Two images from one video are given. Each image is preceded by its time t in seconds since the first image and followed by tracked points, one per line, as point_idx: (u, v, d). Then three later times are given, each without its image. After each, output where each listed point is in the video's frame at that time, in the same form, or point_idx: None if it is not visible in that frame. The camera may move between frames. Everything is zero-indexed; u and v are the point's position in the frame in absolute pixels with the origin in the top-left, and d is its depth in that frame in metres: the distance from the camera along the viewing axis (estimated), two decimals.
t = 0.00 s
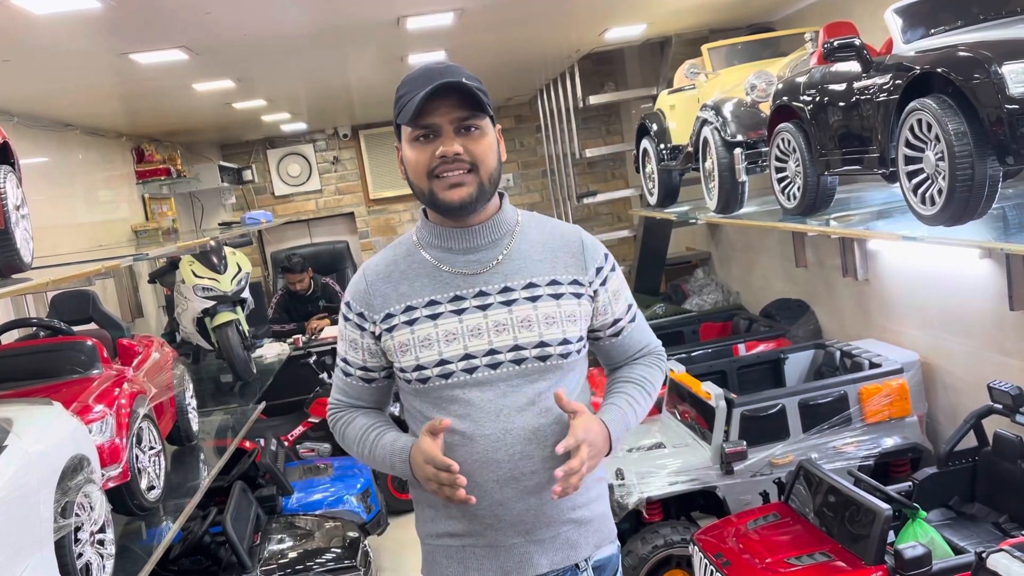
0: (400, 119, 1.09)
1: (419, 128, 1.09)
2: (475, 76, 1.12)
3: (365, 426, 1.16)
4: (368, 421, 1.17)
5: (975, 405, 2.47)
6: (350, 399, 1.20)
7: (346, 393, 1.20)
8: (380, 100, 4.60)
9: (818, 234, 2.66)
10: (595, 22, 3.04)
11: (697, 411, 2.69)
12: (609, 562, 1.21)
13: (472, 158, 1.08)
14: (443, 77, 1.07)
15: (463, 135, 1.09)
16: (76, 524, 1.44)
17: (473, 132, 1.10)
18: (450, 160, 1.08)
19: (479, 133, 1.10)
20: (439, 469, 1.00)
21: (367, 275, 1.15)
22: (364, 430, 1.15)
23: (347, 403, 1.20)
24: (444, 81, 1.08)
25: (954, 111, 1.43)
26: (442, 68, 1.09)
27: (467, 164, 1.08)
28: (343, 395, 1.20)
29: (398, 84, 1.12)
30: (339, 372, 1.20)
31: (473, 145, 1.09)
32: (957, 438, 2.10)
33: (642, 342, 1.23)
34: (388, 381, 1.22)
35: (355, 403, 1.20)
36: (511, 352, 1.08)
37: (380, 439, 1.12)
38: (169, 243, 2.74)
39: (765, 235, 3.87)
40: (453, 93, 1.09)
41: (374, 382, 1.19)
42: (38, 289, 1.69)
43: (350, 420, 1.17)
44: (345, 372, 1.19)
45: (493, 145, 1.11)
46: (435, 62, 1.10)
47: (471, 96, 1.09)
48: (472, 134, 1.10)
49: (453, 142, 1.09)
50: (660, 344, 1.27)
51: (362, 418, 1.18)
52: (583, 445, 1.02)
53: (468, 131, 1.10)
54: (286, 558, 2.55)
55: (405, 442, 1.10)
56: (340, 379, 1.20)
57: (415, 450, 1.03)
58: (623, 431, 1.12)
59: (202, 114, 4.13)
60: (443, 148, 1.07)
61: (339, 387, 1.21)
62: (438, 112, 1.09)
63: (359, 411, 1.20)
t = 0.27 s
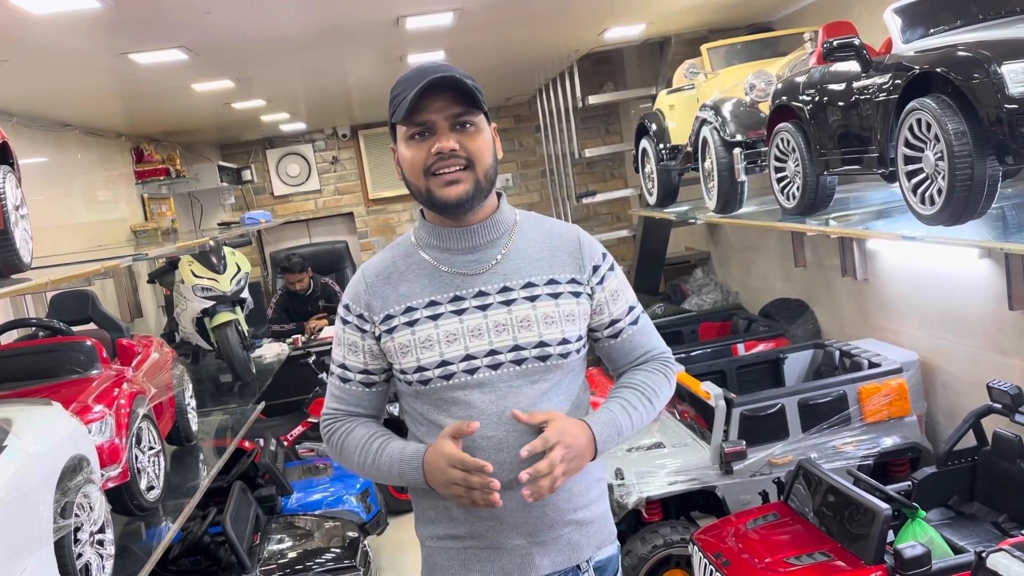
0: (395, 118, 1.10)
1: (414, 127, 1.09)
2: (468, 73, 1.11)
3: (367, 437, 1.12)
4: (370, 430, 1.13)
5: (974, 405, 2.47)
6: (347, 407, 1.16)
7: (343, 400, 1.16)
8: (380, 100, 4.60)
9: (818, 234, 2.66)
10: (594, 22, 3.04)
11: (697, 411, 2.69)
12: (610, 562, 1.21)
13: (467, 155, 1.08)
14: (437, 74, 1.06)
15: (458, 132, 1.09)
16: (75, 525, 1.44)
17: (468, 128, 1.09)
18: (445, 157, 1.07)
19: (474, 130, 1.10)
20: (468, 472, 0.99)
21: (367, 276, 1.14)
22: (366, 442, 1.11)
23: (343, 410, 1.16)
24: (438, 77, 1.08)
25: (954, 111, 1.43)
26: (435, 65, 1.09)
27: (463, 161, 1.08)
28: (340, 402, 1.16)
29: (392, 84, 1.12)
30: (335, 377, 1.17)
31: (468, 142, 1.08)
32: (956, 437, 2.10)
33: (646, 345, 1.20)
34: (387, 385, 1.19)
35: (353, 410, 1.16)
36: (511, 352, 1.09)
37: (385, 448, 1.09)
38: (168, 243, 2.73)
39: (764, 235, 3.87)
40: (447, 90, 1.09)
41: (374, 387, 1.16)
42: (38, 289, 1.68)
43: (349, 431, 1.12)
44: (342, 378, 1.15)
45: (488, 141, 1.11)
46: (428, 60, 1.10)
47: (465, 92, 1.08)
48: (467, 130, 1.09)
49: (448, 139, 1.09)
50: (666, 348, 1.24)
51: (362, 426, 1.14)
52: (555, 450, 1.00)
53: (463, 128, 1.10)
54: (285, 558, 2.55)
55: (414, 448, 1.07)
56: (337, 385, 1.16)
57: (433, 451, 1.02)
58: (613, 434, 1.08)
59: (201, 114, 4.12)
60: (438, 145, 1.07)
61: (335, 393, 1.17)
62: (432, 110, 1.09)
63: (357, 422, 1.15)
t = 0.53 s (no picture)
0: (391, 117, 1.08)
1: (410, 126, 1.08)
2: (466, 71, 1.10)
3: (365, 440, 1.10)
4: (365, 432, 1.12)
5: (974, 405, 2.47)
6: (339, 411, 1.14)
7: (338, 404, 1.14)
8: (379, 100, 4.60)
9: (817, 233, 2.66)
10: (594, 22, 3.04)
11: (697, 410, 2.69)
12: (611, 571, 1.20)
13: (464, 156, 1.07)
14: (433, 73, 1.05)
15: (455, 132, 1.08)
16: (76, 524, 1.44)
17: (466, 128, 1.08)
18: (442, 159, 1.06)
19: (472, 130, 1.08)
20: (478, 461, 0.99)
21: (362, 277, 1.13)
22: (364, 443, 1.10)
23: (338, 415, 1.14)
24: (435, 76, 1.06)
25: (954, 110, 1.43)
26: (433, 64, 1.07)
27: (460, 161, 1.06)
28: (335, 408, 1.14)
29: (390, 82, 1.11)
30: (330, 383, 1.15)
31: (465, 142, 1.07)
32: (956, 437, 2.10)
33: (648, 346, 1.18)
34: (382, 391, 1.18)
35: (348, 416, 1.15)
36: (511, 356, 1.08)
37: (383, 449, 1.08)
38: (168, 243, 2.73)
39: (764, 235, 3.87)
40: (444, 90, 1.07)
41: (370, 392, 1.15)
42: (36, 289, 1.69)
43: (344, 436, 1.11)
44: (338, 384, 1.14)
45: (487, 141, 1.09)
46: (426, 57, 1.09)
47: (462, 91, 1.07)
48: (465, 130, 1.08)
49: (445, 139, 1.07)
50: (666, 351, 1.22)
51: (358, 429, 1.13)
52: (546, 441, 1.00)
53: (460, 128, 1.08)
54: (285, 558, 2.55)
55: (414, 445, 1.07)
56: (332, 391, 1.14)
57: (439, 443, 1.01)
58: (606, 429, 1.07)
59: (200, 114, 4.12)
60: (435, 146, 1.06)
61: (330, 400, 1.15)
62: (429, 109, 1.07)
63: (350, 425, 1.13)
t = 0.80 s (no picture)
0: (391, 115, 1.03)
1: (409, 128, 1.03)
2: (475, 79, 1.04)
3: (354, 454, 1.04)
4: (354, 447, 1.06)
5: (973, 405, 2.47)
6: (325, 425, 1.08)
7: (324, 418, 1.08)
8: (379, 101, 4.61)
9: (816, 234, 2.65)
10: (592, 23, 3.04)
11: (696, 411, 2.69)
12: None
13: (461, 168, 1.02)
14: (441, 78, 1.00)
15: (455, 141, 1.03)
16: (74, 526, 1.44)
17: (467, 139, 1.03)
18: (438, 169, 1.01)
19: (473, 141, 1.03)
20: (474, 473, 0.94)
21: (349, 284, 1.08)
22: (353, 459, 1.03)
23: (324, 430, 1.08)
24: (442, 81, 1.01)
25: (953, 111, 1.43)
26: (443, 66, 1.02)
27: (455, 173, 1.02)
28: (322, 423, 1.08)
29: (392, 77, 1.05)
30: (316, 396, 1.09)
31: (464, 154, 1.02)
32: (955, 437, 2.10)
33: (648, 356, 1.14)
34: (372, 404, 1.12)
35: (335, 430, 1.08)
36: (506, 367, 1.03)
37: (375, 463, 1.03)
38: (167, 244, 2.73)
39: (763, 235, 3.87)
40: (450, 95, 1.02)
41: (360, 405, 1.09)
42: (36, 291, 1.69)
43: (330, 453, 1.04)
44: (324, 398, 1.08)
45: (487, 154, 1.05)
46: (436, 57, 1.03)
47: (467, 100, 1.02)
48: (465, 141, 1.03)
49: (444, 147, 1.02)
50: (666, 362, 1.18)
51: (348, 443, 1.06)
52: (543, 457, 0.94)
53: (461, 137, 1.03)
54: (285, 558, 2.55)
55: (404, 461, 1.02)
56: (317, 404, 1.08)
57: (433, 456, 0.96)
58: (606, 445, 1.03)
59: (199, 115, 4.13)
60: (431, 154, 1.01)
61: (316, 414, 1.09)
62: (430, 114, 1.02)
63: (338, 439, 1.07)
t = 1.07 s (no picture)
0: (373, 108, 1.00)
1: (393, 121, 1.00)
2: (461, 69, 1.02)
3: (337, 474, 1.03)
4: (337, 465, 1.04)
5: (972, 405, 2.47)
6: (307, 439, 1.07)
7: (306, 433, 1.06)
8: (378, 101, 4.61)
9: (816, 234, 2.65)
10: (592, 22, 3.04)
11: (695, 410, 2.69)
12: None
13: (449, 160, 0.99)
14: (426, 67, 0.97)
15: (443, 134, 1.00)
16: (74, 526, 1.44)
17: (454, 131, 1.00)
18: (425, 162, 0.98)
19: (461, 133, 1.00)
20: (461, 512, 0.92)
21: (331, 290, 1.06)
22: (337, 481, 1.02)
23: (306, 446, 1.06)
24: (427, 70, 0.98)
25: (952, 110, 1.43)
26: (426, 57, 0.99)
27: (444, 166, 0.98)
28: (303, 437, 1.06)
29: (374, 70, 1.02)
30: (297, 408, 1.07)
31: (452, 146, 0.99)
32: (955, 437, 2.10)
33: (645, 366, 1.11)
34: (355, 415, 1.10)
35: (317, 445, 1.07)
36: (492, 377, 1.01)
37: (358, 486, 1.01)
38: (166, 244, 2.73)
39: (763, 235, 3.87)
40: (435, 86, 0.99)
41: (342, 417, 1.08)
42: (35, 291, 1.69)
43: (312, 473, 1.03)
44: (306, 409, 1.06)
45: (474, 147, 1.02)
46: (418, 48, 1.00)
47: (454, 90, 0.99)
48: (453, 133, 1.00)
49: (431, 140, 0.99)
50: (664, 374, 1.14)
51: (329, 461, 1.05)
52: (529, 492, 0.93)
53: (448, 129, 1.00)
54: (284, 559, 2.55)
55: (388, 485, 1.00)
56: (299, 416, 1.07)
57: (422, 483, 0.95)
58: (597, 472, 1.00)
59: (198, 115, 4.12)
60: (418, 147, 0.98)
61: (298, 427, 1.07)
62: (416, 105, 0.99)
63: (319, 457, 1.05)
